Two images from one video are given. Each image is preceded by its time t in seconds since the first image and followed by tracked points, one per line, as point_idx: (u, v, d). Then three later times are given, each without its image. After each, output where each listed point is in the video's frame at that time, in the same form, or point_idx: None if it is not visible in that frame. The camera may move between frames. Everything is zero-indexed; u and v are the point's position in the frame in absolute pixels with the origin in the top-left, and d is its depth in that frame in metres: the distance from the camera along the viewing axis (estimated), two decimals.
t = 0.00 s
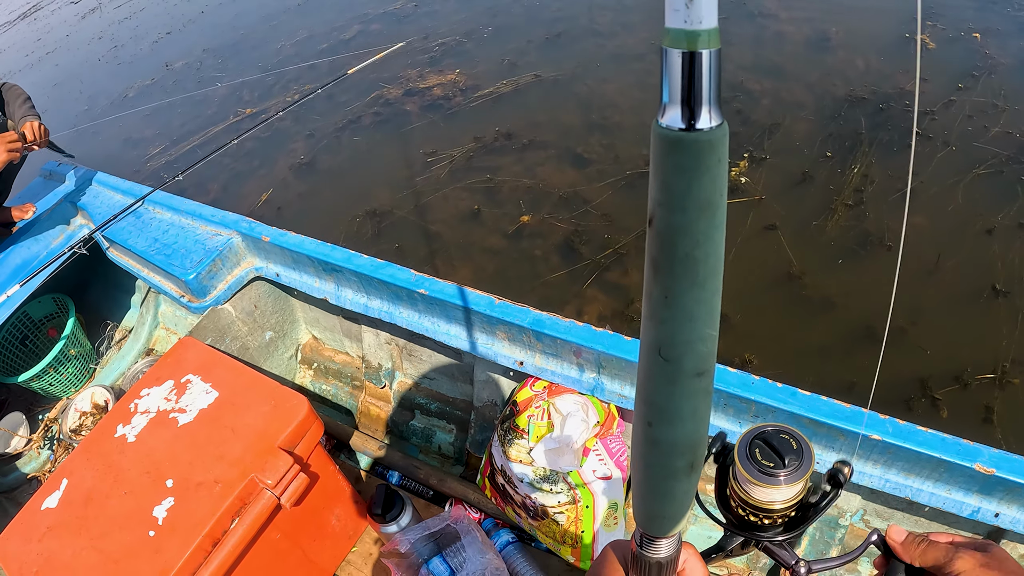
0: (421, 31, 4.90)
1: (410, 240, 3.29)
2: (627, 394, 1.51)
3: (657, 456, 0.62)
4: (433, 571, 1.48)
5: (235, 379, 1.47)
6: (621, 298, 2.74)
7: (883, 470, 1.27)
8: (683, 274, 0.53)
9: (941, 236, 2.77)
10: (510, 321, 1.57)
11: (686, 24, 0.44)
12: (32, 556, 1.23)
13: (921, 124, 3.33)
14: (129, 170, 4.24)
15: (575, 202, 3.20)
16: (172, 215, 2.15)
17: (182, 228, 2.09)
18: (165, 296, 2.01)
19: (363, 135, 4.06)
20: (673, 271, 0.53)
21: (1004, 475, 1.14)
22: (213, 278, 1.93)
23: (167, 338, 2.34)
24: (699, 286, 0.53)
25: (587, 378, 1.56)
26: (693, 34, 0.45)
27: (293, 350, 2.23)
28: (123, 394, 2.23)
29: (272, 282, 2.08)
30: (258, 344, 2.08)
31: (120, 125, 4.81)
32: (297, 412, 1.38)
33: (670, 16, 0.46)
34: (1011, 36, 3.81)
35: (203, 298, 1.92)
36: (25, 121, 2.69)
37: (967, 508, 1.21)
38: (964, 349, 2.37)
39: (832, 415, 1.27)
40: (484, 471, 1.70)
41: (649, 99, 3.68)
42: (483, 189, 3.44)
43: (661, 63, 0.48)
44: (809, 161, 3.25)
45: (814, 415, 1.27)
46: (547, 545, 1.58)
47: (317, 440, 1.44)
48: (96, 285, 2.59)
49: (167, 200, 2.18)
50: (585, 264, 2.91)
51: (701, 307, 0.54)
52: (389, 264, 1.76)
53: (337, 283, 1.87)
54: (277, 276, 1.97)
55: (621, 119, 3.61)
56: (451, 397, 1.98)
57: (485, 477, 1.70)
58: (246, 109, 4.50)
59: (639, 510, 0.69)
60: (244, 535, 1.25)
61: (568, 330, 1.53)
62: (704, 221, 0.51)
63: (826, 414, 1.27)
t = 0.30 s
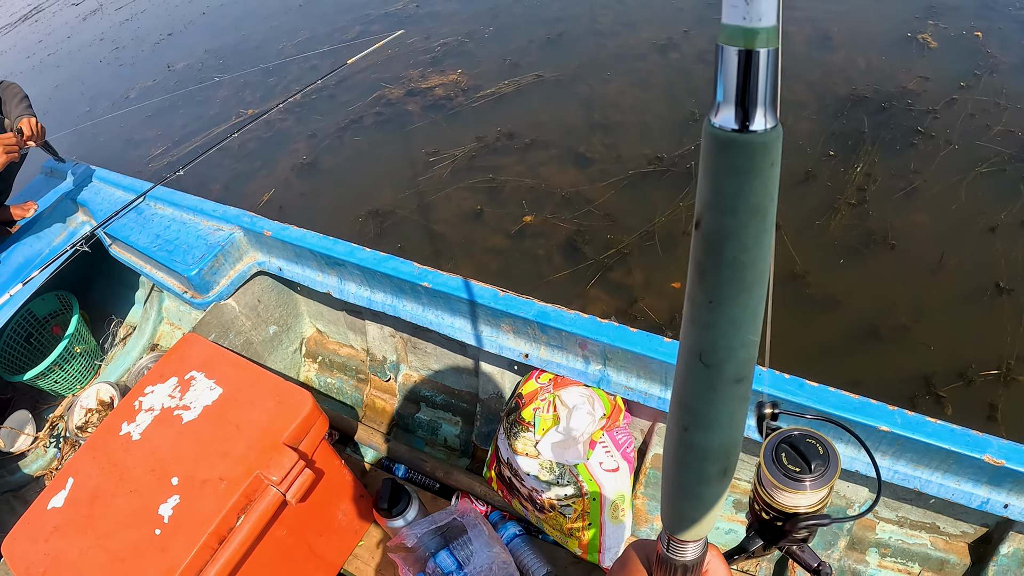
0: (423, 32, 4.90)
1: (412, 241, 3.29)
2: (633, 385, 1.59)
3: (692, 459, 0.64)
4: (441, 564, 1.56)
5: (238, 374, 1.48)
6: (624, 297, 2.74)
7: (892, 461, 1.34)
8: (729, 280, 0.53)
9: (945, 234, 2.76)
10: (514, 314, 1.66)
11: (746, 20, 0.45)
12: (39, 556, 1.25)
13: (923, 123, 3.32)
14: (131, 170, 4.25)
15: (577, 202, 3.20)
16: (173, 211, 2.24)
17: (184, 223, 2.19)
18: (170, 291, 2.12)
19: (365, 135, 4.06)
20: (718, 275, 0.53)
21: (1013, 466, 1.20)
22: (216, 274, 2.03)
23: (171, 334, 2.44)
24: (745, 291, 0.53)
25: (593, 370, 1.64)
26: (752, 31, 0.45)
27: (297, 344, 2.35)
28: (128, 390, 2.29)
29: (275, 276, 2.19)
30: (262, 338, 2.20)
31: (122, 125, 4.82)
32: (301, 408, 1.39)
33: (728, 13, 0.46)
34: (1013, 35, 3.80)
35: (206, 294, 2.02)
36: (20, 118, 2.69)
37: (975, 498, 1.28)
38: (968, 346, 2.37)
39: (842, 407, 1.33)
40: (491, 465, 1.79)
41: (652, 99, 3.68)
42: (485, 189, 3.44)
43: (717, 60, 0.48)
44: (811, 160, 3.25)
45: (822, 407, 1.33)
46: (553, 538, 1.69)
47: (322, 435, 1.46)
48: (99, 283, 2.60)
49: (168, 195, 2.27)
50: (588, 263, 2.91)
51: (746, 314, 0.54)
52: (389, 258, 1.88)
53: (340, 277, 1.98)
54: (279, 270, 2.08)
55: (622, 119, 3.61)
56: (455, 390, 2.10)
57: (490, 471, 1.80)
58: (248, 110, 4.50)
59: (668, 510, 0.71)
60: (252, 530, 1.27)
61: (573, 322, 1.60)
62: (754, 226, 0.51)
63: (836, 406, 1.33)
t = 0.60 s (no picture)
0: (426, 33, 4.90)
1: (416, 240, 3.29)
2: (641, 381, 1.75)
3: (701, 451, 0.64)
4: (450, 561, 1.65)
5: (246, 373, 1.53)
6: (628, 297, 2.74)
7: (899, 456, 1.40)
8: (739, 272, 0.53)
9: (948, 233, 2.77)
10: (524, 310, 1.80)
11: (755, 16, 0.45)
12: (47, 554, 1.28)
13: (926, 122, 3.33)
14: (134, 171, 4.26)
15: (581, 202, 3.20)
16: (179, 210, 2.28)
17: (190, 222, 2.22)
18: (175, 289, 2.16)
19: (368, 135, 4.06)
20: (728, 267, 0.53)
21: (1019, 460, 1.26)
22: (222, 272, 2.07)
23: (177, 332, 2.47)
24: (754, 283, 0.54)
25: (602, 367, 1.80)
26: (761, 26, 0.46)
27: (304, 342, 2.37)
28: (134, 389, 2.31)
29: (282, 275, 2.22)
30: (269, 337, 2.22)
31: (124, 126, 4.83)
32: (311, 405, 1.44)
33: (737, 8, 0.47)
34: (1016, 34, 3.80)
35: (213, 293, 2.07)
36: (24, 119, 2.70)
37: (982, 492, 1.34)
38: (972, 345, 2.37)
39: (850, 402, 1.39)
40: (499, 462, 1.94)
41: (655, 99, 3.69)
42: (489, 189, 3.44)
43: (726, 54, 0.49)
44: (814, 160, 3.25)
45: (831, 402, 1.39)
46: (563, 533, 1.84)
47: (331, 432, 1.52)
48: (104, 282, 2.62)
49: (174, 194, 2.30)
50: (592, 263, 2.91)
51: (755, 304, 0.55)
52: (398, 256, 1.98)
53: (347, 274, 2.06)
54: (286, 267, 2.14)
55: (625, 119, 3.61)
56: (463, 387, 2.14)
57: (501, 469, 1.95)
58: (251, 110, 4.51)
59: (677, 502, 0.71)
60: (259, 529, 1.32)
61: (582, 319, 1.76)
62: (762, 217, 0.51)
63: (845, 401, 1.39)
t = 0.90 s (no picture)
0: (428, 34, 4.91)
1: (419, 241, 3.30)
2: (647, 381, 1.81)
3: (687, 441, 0.65)
4: (455, 561, 1.64)
5: (251, 373, 1.54)
6: (632, 297, 2.75)
7: (904, 455, 1.41)
8: (714, 260, 0.54)
9: (951, 233, 2.77)
10: (530, 310, 1.83)
11: (720, 7, 0.46)
12: (52, 554, 1.28)
13: (929, 123, 3.33)
14: (137, 171, 4.27)
15: (584, 202, 3.21)
16: (183, 210, 2.29)
17: (195, 222, 2.23)
18: (180, 290, 2.17)
19: (371, 136, 4.07)
20: (704, 257, 0.54)
21: None
22: (228, 272, 2.07)
23: (181, 333, 2.48)
24: (731, 271, 0.54)
25: (608, 367, 1.85)
26: (727, 17, 0.46)
27: (308, 343, 2.38)
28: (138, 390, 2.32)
29: (286, 275, 2.23)
30: (274, 337, 2.23)
31: (127, 127, 4.83)
32: (317, 406, 1.45)
33: (702, 1, 0.48)
34: (1018, 34, 3.80)
35: (218, 293, 2.06)
36: (32, 122, 2.70)
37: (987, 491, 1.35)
38: (976, 345, 2.38)
39: (856, 401, 1.40)
40: (505, 461, 1.98)
41: (658, 99, 3.69)
42: (492, 189, 3.45)
43: (693, 47, 0.49)
44: (817, 160, 3.25)
45: (837, 401, 1.40)
46: (568, 533, 1.88)
47: (337, 433, 1.51)
48: (108, 283, 2.62)
49: (178, 195, 2.31)
50: (596, 263, 2.92)
51: (733, 293, 0.56)
52: (404, 256, 2.00)
53: (352, 275, 2.08)
54: (292, 268, 2.15)
55: (628, 119, 3.62)
56: (469, 388, 2.16)
57: (505, 467, 1.98)
58: (254, 111, 4.52)
59: (668, 492, 0.72)
60: (266, 529, 1.31)
61: (589, 319, 1.81)
62: (735, 204, 0.52)
63: (851, 401, 1.40)
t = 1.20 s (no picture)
0: (430, 34, 4.91)
1: (422, 242, 3.30)
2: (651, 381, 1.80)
3: (675, 445, 0.65)
4: (459, 563, 1.65)
5: (254, 373, 1.54)
6: (635, 298, 2.74)
7: (909, 455, 1.41)
8: (694, 263, 0.54)
9: (954, 233, 2.77)
10: (534, 310, 1.83)
11: (689, 14, 0.47)
12: (55, 555, 1.28)
13: (931, 123, 3.33)
14: (138, 172, 4.27)
15: (587, 203, 3.21)
16: (185, 211, 2.29)
17: (197, 223, 2.23)
18: (182, 290, 2.17)
19: (372, 137, 4.07)
20: (684, 260, 0.54)
21: None
22: (230, 273, 2.08)
23: (183, 334, 2.48)
24: (711, 274, 0.55)
25: (611, 367, 1.85)
26: (697, 24, 0.47)
27: (311, 343, 2.38)
28: (139, 391, 2.32)
29: (288, 276, 2.23)
30: (277, 338, 2.23)
31: (129, 128, 4.84)
32: (320, 406, 1.45)
33: (672, 8, 0.48)
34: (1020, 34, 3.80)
35: (221, 293, 2.07)
36: (35, 125, 2.68)
37: (991, 491, 1.35)
38: (979, 345, 2.37)
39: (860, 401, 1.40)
40: (507, 462, 1.99)
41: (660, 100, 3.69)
42: (494, 190, 3.45)
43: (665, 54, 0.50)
44: (820, 160, 3.25)
45: (840, 401, 1.40)
46: (572, 534, 1.88)
47: (340, 433, 1.51)
48: (110, 283, 2.62)
49: (180, 196, 2.31)
50: (599, 263, 2.92)
51: (714, 295, 0.56)
52: (407, 257, 2.00)
53: (356, 275, 2.08)
54: (295, 269, 2.15)
55: (630, 120, 3.61)
56: (471, 388, 2.15)
57: (508, 468, 1.99)
58: (255, 112, 4.53)
59: (659, 496, 0.72)
60: (269, 530, 1.31)
61: (592, 319, 1.81)
62: (712, 208, 0.52)
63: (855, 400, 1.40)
